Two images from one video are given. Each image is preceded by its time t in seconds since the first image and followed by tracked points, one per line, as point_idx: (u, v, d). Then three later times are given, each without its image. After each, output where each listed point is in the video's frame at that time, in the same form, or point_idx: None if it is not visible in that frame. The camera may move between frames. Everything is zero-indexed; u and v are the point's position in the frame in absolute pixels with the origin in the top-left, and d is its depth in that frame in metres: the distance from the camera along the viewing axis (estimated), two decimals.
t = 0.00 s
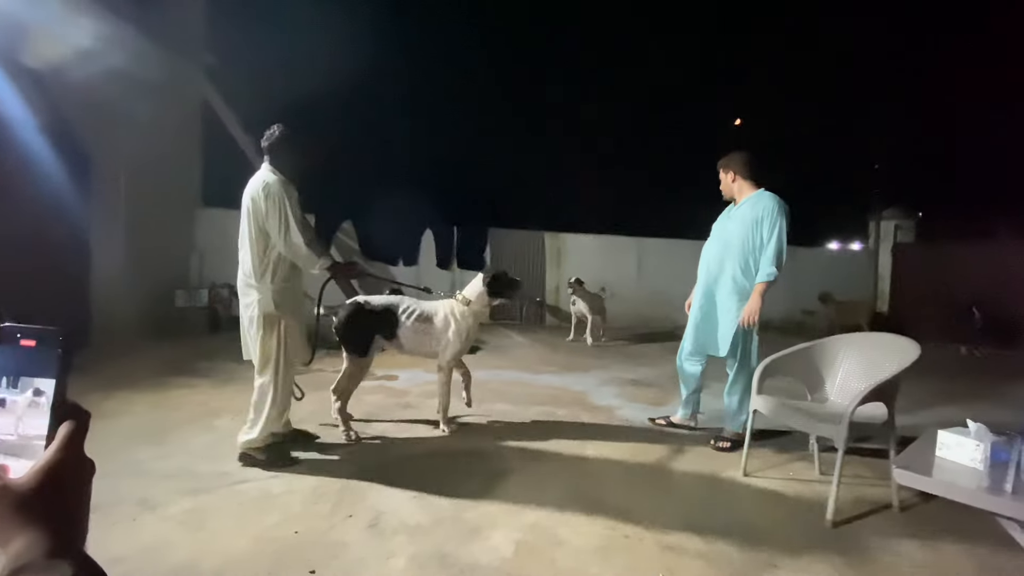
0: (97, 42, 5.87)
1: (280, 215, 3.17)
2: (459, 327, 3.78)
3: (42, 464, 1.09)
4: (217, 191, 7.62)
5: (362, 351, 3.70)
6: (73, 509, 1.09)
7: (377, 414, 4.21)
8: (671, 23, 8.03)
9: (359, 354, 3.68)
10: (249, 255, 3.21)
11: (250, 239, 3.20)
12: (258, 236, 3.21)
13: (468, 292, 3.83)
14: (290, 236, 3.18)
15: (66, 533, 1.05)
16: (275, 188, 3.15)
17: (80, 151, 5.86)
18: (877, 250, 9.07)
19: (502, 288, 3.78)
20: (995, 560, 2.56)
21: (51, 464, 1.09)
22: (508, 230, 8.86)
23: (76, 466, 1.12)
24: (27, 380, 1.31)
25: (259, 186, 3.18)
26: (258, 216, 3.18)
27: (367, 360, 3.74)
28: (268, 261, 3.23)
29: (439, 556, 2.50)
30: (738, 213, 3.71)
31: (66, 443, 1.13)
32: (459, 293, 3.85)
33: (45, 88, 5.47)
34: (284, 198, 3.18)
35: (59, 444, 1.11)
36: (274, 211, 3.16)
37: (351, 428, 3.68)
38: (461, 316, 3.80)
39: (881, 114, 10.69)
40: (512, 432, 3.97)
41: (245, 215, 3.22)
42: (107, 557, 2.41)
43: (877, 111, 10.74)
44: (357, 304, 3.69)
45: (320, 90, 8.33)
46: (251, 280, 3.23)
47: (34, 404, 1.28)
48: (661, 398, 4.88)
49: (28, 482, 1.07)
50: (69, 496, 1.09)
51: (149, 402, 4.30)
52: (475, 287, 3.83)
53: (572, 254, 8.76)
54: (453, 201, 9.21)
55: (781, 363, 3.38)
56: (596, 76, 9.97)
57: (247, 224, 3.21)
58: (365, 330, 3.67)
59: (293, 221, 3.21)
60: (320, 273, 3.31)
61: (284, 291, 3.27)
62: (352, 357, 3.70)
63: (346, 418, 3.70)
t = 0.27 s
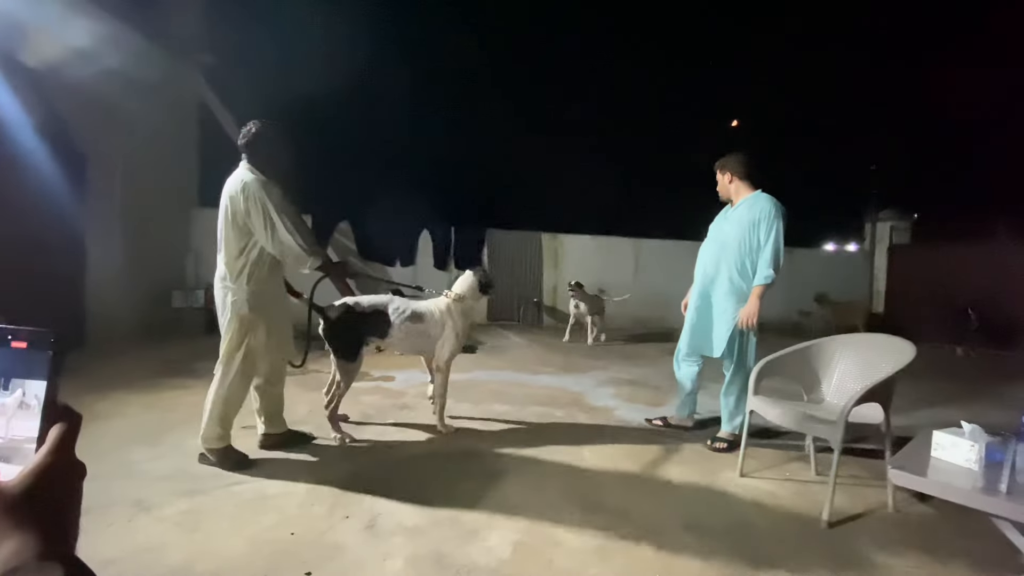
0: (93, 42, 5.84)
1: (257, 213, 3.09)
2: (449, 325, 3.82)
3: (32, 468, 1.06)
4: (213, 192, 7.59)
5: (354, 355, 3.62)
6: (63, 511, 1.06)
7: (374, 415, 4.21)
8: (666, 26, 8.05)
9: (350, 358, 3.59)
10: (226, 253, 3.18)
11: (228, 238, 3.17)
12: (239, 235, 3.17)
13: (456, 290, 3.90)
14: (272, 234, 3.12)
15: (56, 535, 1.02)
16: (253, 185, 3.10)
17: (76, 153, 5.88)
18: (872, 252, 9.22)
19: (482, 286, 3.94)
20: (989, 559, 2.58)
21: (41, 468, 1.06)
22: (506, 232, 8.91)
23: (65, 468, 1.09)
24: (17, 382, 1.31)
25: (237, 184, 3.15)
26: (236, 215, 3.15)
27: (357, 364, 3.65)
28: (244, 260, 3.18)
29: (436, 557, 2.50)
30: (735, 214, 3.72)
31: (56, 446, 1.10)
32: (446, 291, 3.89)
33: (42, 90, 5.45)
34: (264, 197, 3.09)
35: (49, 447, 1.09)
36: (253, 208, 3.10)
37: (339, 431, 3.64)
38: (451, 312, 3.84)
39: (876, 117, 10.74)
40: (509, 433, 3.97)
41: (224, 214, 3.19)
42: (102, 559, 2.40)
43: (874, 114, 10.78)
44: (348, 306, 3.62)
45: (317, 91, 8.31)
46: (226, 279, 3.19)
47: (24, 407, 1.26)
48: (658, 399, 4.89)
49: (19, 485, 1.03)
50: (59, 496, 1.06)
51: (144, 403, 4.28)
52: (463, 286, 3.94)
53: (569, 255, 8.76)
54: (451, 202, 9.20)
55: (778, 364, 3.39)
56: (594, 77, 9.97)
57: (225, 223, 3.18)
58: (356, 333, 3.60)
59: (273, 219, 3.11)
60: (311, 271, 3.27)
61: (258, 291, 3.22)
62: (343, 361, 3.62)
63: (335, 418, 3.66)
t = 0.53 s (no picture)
0: (90, 41, 5.84)
1: (247, 213, 3.08)
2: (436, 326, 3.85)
3: (26, 467, 1.08)
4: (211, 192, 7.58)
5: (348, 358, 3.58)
6: (58, 512, 1.08)
7: (372, 416, 4.21)
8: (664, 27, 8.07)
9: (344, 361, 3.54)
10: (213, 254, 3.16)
11: (213, 238, 3.14)
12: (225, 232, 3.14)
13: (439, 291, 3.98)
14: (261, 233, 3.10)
15: (49, 535, 1.05)
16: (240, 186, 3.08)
17: (74, 154, 5.90)
18: (870, 253, 9.21)
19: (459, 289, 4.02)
20: (986, 559, 2.59)
21: (34, 469, 1.08)
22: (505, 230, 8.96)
23: (60, 468, 1.11)
24: (9, 382, 1.31)
25: (222, 185, 3.12)
26: (223, 215, 3.12)
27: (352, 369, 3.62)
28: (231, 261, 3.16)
29: (434, 558, 2.50)
30: (734, 215, 3.73)
31: (51, 445, 1.12)
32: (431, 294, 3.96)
33: (38, 90, 5.44)
34: (251, 198, 3.09)
35: (44, 447, 1.10)
36: (242, 209, 3.09)
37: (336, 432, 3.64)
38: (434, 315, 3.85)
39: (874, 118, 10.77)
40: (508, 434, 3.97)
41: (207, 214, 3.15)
42: (98, 560, 2.39)
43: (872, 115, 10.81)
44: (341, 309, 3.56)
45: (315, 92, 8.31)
46: (213, 281, 3.16)
47: (16, 406, 1.27)
48: (656, 399, 4.89)
49: (12, 485, 1.06)
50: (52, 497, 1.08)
51: (142, 404, 4.28)
52: (444, 289, 3.99)
53: (568, 256, 8.77)
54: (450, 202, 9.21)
55: (776, 365, 3.40)
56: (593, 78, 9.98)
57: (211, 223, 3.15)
58: (352, 335, 3.57)
59: (264, 221, 3.10)
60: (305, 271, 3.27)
61: (245, 293, 3.20)
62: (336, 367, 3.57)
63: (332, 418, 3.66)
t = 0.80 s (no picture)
0: (92, 42, 5.81)
1: (239, 213, 3.06)
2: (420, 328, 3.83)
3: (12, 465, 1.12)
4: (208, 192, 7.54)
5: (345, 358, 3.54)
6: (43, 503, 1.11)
7: (371, 417, 4.19)
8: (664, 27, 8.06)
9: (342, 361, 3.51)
10: (199, 253, 3.10)
11: (202, 237, 3.08)
12: (212, 232, 3.10)
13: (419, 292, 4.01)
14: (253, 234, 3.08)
15: (38, 532, 1.07)
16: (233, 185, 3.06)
17: (72, 154, 5.88)
18: (868, 254, 9.23)
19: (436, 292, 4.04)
20: (984, 560, 2.58)
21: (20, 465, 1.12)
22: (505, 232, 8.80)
23: (44, 465, 1.15)
24: None
25: (213, 182, 3.07)
26: (212, 214, 3.08)
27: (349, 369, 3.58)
28: (220, 260, 3.12)
29: (432, 558, 2.49)
30: (733, 216, 3.73)
31: (36, 443, 1.17)
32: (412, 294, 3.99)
33: (38, 90, 5.45)
34: (244, 196, 3.08)
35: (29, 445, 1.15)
36: (235, 209, 3.06)
37: (334, 434, 3.62)
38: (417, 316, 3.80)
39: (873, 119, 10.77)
40: (506, 434, 3.97)
41: (195, 212, 3.09)
42: (95, 561, 2.38)
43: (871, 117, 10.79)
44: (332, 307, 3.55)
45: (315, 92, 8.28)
46: (202, 281, 3.11)
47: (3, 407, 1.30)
48: (655, 400, 4.89)
49: None
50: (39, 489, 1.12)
51: (139, 404, 4.26)
52: (423, 290, 4.02)
53: (567, 256, 8.75)
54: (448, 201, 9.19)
55: (774, 366, 3.40)
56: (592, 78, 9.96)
57: (198, 221, 3.08)
58: (345, 335, 3.52)
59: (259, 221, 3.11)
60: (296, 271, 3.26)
61: (233, 293, 3.16)
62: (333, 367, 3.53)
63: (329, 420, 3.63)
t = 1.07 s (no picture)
0: (96, 43, 5.78)
1: (232, 211, 3.03)
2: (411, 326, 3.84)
3: None
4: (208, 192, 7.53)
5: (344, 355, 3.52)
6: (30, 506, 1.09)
7: (371, 417, 4.19)
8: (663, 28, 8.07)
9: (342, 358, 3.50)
10: (196, 253, 3.08)
11: (199, 236, 3.08)
12: (209, 232, 3.09)
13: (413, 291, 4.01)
14: (243, 232, 3.04)
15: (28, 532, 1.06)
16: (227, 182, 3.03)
17: (71, 153, 5.89)
18: (868, 255, 9.34)
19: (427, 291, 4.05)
20: (983, 560, 2.58)
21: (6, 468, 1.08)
22: (505, 233, 8.80)
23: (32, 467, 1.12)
24: None
25: (207, 181, 3.05)
26: (206, 213, 3.05)
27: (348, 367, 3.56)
28: (218, 260, 3.12)
29: (431, 559, 2.49)
30: (733, 217, 3.73)
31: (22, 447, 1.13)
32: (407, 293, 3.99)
33: (37, 90, 5.52)
34: (237, 192, 3.05)
35: (16, 448, 1.12)
36: (228, 207, 3.03)
37: (333, 433, 3.62)
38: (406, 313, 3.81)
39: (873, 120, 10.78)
40: (505, 435, 3.97)
41: (191, 211, 3.08)
42: (94, 561, 2.38)
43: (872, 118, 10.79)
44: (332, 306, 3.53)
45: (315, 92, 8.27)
46: (199, 281, 3.11)
47: None
48: (654, 401, 4.89)
49: None
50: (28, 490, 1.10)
51: (139, 405, 4.26)
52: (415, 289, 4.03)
53: (567, 257, 8.75)
54: (448, 201, 9.19)
55: (774, 366, 3.40)
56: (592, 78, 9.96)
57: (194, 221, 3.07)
58: (342, 334, 3.51)
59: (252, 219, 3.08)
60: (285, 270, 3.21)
61: (230, 292, 3.17)
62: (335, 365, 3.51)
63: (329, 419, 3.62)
